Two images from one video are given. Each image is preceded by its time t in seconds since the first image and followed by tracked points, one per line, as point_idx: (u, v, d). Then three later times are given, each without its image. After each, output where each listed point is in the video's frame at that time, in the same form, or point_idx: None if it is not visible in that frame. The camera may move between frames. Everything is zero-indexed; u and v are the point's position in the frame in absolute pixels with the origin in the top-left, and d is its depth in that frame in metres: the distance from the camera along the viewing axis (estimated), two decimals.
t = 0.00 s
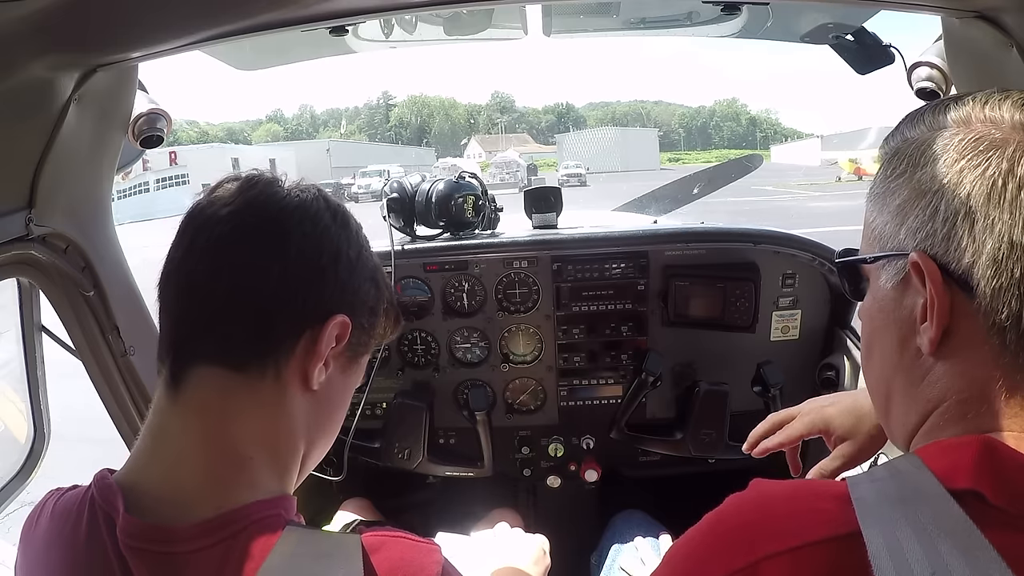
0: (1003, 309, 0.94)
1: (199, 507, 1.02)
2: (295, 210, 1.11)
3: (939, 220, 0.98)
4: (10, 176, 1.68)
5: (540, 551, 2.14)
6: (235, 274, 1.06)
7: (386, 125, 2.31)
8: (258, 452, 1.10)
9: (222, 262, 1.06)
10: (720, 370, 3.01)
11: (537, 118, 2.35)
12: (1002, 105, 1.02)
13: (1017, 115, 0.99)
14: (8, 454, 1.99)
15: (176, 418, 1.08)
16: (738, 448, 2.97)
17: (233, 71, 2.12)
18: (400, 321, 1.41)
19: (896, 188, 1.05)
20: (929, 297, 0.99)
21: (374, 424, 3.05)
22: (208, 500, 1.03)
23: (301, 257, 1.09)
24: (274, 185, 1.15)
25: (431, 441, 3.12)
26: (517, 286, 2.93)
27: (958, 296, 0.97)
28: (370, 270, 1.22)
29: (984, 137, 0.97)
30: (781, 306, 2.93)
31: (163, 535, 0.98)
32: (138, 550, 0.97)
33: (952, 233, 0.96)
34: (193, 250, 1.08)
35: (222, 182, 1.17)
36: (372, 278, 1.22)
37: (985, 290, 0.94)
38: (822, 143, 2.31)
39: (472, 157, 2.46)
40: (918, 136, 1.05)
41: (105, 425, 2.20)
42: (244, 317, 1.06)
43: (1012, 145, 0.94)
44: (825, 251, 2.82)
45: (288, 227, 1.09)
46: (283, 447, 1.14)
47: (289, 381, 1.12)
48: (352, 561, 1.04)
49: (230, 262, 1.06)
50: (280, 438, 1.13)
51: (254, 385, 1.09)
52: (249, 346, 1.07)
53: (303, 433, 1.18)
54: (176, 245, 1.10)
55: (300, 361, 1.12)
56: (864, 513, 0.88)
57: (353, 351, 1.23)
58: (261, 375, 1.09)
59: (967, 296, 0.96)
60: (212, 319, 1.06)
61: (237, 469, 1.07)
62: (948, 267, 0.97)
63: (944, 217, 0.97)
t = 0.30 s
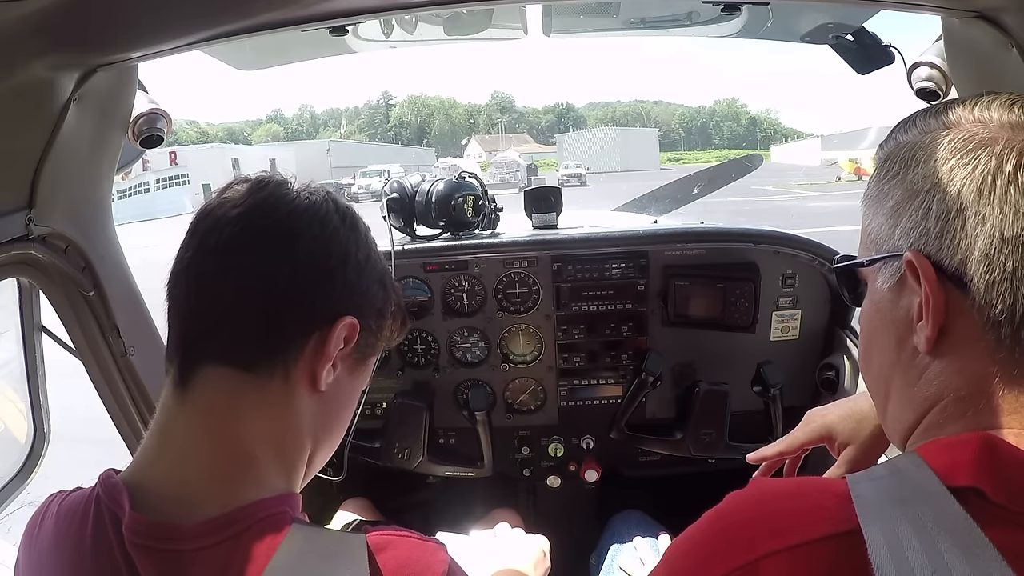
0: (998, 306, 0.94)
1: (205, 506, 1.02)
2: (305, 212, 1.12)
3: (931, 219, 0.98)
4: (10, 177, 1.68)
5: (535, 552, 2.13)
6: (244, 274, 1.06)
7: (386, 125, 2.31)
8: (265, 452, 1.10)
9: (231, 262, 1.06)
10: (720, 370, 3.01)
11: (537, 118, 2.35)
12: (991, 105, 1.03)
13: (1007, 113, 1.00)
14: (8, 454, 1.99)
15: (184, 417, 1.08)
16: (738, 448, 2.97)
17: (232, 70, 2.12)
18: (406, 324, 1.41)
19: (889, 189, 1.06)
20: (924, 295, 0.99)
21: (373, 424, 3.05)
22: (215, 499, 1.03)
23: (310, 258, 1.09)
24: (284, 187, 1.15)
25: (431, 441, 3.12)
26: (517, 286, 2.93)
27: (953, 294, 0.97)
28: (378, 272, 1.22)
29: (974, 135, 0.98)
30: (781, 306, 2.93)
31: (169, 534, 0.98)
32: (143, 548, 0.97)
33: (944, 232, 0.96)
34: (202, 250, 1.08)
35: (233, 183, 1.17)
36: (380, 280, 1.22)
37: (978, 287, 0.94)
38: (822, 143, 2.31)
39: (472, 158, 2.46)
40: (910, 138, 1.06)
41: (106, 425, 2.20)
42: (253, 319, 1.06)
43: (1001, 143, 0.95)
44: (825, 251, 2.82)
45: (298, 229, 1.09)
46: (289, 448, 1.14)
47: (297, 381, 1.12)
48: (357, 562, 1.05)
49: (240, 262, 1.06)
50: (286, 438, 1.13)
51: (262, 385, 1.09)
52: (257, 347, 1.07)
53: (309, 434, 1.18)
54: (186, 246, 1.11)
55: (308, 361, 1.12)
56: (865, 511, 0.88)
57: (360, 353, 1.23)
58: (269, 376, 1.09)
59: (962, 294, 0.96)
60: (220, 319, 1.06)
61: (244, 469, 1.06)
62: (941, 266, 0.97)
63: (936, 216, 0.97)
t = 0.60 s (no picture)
0: (999, 307, 0.94)
1: (207, 506, 1.02)
2: (309, 212, 1.11)
3: (929, 220, 0.98)
4: (10, 176, 1.68)
5: (535, 552, 2.13)
6: (248, 274, 1.06)
7: (386, 125, 2.31)
8: (268, 452, 1.10)
9: (235, 262, 1.06)
10: (720, 370, 3.01)
11: (537, 118, 2.36)
12: (987, 105, 1.03)
13: (1002, 113, 1.00)
14: (8, 454, 1.99)
15: (186, 417, 1.08)
16: (738, 448, 2.97)
17: (232, 70, 2.12)
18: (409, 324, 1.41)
19: (887, 190, 1.05)
20: (923, 296, 0.99)
21: (373, 423, 3.05)
22: (218, 500, 1.03)
23: (314, 258, 1.09)
24: (289, 186, 1.15)
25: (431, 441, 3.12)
26: (517, 286, 2.93)
27: (952, 295, 0.97)
28: (382, 273, 1.22)
29: (971, 135, 0.98)
30: (781, 306, 2.93)
31: (171, 534, 0.98)
32: (145, 548, 0.97)
33: (942, 232, 0.96)
34: (205, 250, 1.07)
35: (237, 181, 1.17)
36: (384, 280, 1.22)
37: (979, 288, 0.94)
38: (822, 143, 2.31)
39: (471, 157, 2.46)
40: (906, 138, 1.06)
41: (106, 425, 2.20)
42: (257, 319, 1.06)
43: (998, 143, 0.95)
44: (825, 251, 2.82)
45: (302, 228, 1.09)
46: (293, 448, 1.14)
47: (301, 382, 1.12)
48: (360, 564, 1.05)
49: (244, 262, 1.06)
50: (291, 438, 1.13)
51: (266, 386, 1.09)
52: (261, 347, 1.07)
53: (313, 434, 1.18)
54: (189, 245, 1.10)
55: (312, 362, 1.12)
56: (861, 513, 0.88)
57: (363, 353, 1.23)
58: (273, 376, 1.09)
59: (961, 294, 0.96)
60: (224, 319, 1.06)
61: (247, 469, 1.06)
62: (940, 267, 0.97)
63: (934, 216, 0.97)
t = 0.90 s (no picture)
0: (993, 302, 0.94)
1: (209, 506, 1.02)
2: (314, 214, 1.12)
3: (928, 218, 0.98)
4: (9, 176, 1.68)
5: (535, 552, 2.13)
6: (254, 276, 1.06)
7: (386, 125, 2.31)
8: (271, 453, 1.10)
9: (239, 263, 1.06)
10: (720, 370, 3.01)
11: (537, 118, 2.36)
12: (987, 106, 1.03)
13: (1002, 115, 1.00)
14: (8, 454, 1.99)
15: (190, 417, 1.08)
16: (738, 448, 2.97)
17: (232, 70, 2.12)
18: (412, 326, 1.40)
19: (887, 189, 1.06)
20: (919, 293, 0.99)
21: (373, 423, 3.06)
22: (221, 499, 1.03)
23: (319, 261, 1.09)
24: (295, 188, 1.15)
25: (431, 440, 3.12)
26: (517, 286, 2.93)
27: (949, 292, 0.97)
28: (385, 276, 1.22)
29: (969, 135, 0.98)
30: (781, 306, 2.93)
31: (173, 533, 0.98)
32: (147, 548, 0.97)
33: (940, 229, 0.97)
34: (210, 251, 1.07)
35: (243, 183, 1.17)
36: (387, 283, 1.22)
37: (974, 284, 0.94)
38: (822, 143, 2.31)
39: (472, 157, 2.46)
40: (908, 139, 1.06)
41: (106, 425, 2.20)
42: (262, 321, 1.06)
43: (995, 144, 0.95)
44: (825, 251, 2.82)
45: (307, 231, 1.09)
46: (295, 449, 1.14)
47: (305, 384, 1.12)
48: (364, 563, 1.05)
49: (249, 264, 1.06)
50: (294, 440, 1.13)
51: (270, 387, 1.09)
52: (266, 349, 1.07)
53: (316, 436, 1.18)
54: (194, 246, 1.10)
55: (316, 363, 1.12)
56: (860, 513, 0.88)
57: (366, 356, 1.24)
58: (277, 378, 1.09)
59: (957, 291, 0.96)
60: (228, 320, 1.06)
61: (250, 470, 1.06)
62: (938, 263, 0.97)
63: (932, 214, 0.98)
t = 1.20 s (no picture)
0: (990, 297, 0.93)
1: (209, 506, 1.02)
2: (312, 215, 1.12)
3: (925, 215, 0.98)
4: (10, 176, 1.68)
5: (534, 552, 2.14)
6: (252, 277, 1.06)
7: (386, 125, 2.31)
8: (271, 454, 1.10)
9: (238, 265, 1.06)
10: (720, 370, 3.01)
11: (537, 118, 2.35)
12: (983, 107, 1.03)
13: (996, 116, 1.00)
14: (8, 454, 1.99)
15: (188, 419, 1.08)
16: (738, 448, 2.97)
17: (232, 71, 2.12)
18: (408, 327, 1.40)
19: (885, 188, 1.05)
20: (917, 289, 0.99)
21: (373, 424, 3.06)
22: (220, 500, 1.03)
23: (317, 262, 1.09)
24: (292, 189, 1.15)
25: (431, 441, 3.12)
26: (517, 286, 2.93)
27: (947, 288, 0.97)
28: (382, 277, 1.22)
29: (966, 134, 0.98)
30: (781, 306, 2.93)
31: (173, 533, 0.97)
32: (147, 548, 0.97)
33: (937, 226, 0.96)
34: (208, 253, 1.07)
35: (241, 185, 1.17)
36: (384, 285, 1.22)
37: (972, 280, 0.94)
38: (822, 143, 2.30)
39: (472, 158, 2.46)
40: (905, 138, 1.06)
41: (106, 425, 2.20)
42: (260, 323, 1.06)
43: (991, 143, 0.95)
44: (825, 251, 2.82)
45: (305, 232, 1.09)
46: (294, 450, 1.14)
47: (303, 385, 1.12)
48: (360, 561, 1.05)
49: (247, 265, 1.06)
50: (292, 441, 1.13)
51: (269, 389, 1.09)
52: (264, 351, 1.07)
53: (314, 437, 1.18)
54: (192, 248, 1.10)
55: (314, 365, 1.12)
56: (854, 514, 0.88)
57: (363, 357, 1.24)
58: (276, 379, 1.09)
59: (955, 287, 0.96)
60: (226, 322, 1.06)
61: (249, 471, 1.06)
62: (935, 260, 0.97)
63: (929, 212, 0.97)
